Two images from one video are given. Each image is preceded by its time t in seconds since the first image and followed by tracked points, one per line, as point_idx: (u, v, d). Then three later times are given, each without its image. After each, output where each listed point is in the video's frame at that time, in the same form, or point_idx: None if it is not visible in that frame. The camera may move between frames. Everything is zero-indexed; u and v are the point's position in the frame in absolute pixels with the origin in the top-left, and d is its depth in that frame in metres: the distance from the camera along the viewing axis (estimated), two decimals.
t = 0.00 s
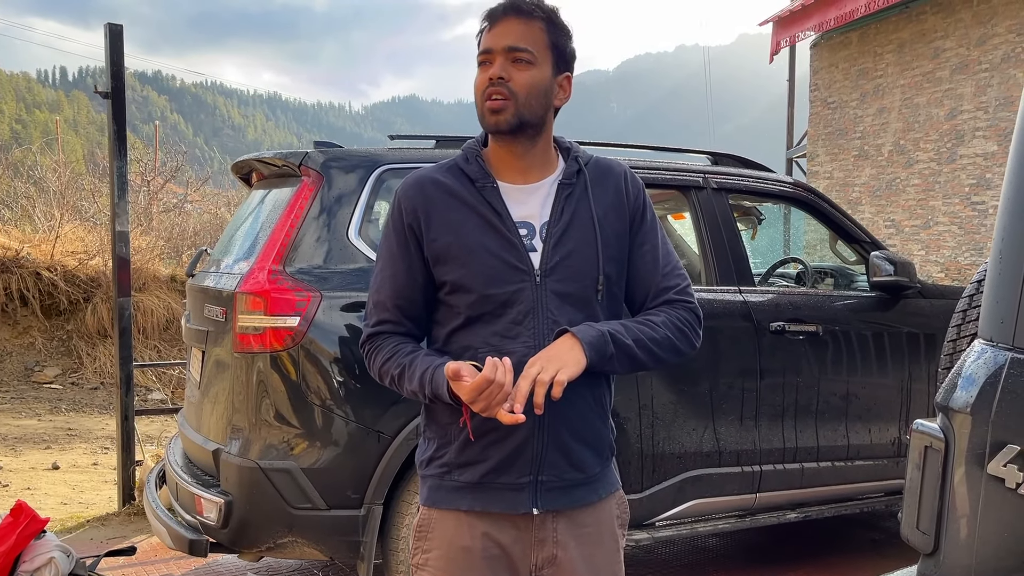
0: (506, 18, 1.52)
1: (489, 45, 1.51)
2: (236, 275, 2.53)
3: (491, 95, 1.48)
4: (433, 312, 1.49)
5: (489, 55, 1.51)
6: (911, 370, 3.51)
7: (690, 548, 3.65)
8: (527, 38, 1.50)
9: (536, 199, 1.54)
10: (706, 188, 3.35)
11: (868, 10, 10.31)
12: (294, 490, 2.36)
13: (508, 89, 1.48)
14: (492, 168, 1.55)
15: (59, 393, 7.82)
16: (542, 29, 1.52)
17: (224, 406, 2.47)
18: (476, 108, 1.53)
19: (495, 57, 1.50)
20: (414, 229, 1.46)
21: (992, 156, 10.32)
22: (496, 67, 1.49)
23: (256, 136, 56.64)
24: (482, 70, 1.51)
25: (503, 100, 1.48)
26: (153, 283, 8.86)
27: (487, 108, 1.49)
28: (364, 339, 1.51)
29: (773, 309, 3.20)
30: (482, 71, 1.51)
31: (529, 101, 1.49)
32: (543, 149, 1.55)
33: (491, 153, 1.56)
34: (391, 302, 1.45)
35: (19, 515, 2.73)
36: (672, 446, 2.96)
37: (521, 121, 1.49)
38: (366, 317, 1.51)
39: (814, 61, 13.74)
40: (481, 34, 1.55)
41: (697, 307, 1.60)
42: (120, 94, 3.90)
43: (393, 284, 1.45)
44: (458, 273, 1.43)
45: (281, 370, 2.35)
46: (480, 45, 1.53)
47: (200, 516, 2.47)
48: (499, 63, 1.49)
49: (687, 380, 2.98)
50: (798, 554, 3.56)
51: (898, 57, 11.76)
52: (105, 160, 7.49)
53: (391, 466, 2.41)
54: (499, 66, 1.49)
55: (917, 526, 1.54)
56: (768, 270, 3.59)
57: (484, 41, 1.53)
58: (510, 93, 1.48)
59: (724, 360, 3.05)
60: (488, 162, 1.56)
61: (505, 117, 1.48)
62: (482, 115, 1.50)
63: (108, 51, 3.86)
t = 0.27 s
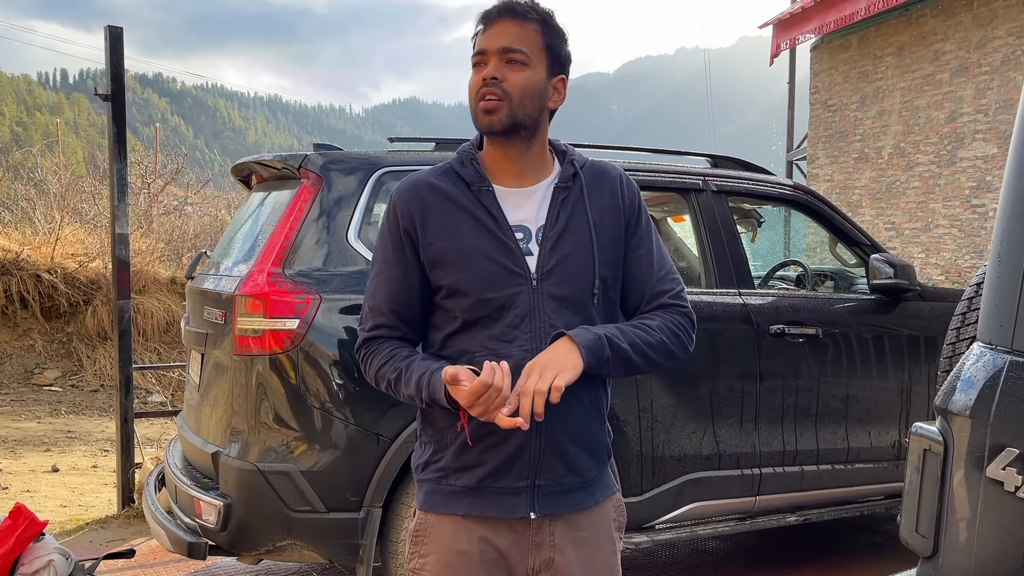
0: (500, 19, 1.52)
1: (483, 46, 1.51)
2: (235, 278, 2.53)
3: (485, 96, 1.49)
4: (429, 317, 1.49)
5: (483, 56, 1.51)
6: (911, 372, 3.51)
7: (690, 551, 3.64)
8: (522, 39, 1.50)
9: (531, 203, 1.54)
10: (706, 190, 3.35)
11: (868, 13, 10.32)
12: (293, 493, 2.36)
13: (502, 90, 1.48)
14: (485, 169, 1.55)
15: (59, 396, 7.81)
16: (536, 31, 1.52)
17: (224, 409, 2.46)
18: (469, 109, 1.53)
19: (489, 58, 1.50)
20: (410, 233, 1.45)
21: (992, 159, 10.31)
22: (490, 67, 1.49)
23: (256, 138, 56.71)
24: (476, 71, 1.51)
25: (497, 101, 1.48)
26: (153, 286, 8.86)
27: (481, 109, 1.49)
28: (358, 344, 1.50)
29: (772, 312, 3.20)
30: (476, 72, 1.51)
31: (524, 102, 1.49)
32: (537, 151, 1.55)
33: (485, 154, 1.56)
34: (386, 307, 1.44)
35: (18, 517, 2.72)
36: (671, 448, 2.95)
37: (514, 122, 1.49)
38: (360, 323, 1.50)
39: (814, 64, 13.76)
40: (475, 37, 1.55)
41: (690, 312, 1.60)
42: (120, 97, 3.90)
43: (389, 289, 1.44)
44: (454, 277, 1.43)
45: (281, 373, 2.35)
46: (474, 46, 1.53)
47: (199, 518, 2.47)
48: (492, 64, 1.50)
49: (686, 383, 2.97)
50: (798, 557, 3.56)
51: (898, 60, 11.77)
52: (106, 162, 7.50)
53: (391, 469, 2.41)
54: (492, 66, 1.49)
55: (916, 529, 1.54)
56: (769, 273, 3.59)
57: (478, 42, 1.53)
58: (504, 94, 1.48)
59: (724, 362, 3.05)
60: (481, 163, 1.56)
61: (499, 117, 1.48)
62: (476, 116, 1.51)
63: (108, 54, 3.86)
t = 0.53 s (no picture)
0: (510, 29, 1.52)
1: (492, 56, 1.51)
2: (237, 281, 2.53)
3: (496, 108, 1.49)
4: (430, 321, 1.49)
5: (493, 66, 1.51)
6: (913, 376, 3.51)
7: (692, 554, 3.64)
8: (532, 51, 1.50)
9: (532, 207, 1.55)
10: (707, 194, 3.35)
11: (869, 16, 10.32)
12: (295, 496, 2.36)
13: (514, 103, 1.48)
14: (489, 178, 1.55)
15: (61, 399, 7.82)
16: (545, 42, 1.53)
17: (226, 412, 2.47)
18: (478, 119, 1.53)
19: (498, 69, 1.50)
20: (411, 237, 1.45)
21: (993, 162, 10.30)
22: (501, 79, 1.49)
23: (258, 142, 56.82)
24: (485, 82, 1.51)
25: (508, 115, 1.49)
26: (155, 289, 8.88)
27: (491, 121, 1.50)
28: (358, 349, 1.50)
29: (774, 315, 3.20)
30: (486, 83, 1.51)
31: (534, 115, 1.50)
32: (541, 161, 1.57)
33: (488, 163, 1.56)
34: (386, 311, 1.44)
35: (20, 520, 2.72)
36: (673, 452, 2.95)
37: (524, 135, 1.50)
38: (360, 328, 1.50)
39: (815, 67, 13.78)
40: (482, 44, 1.55)
41: (688, 316, 1.61)
42: (122, 101, 3.91)
43: (390, 294, 1.44)
44: (456, 281, 1.43)
45: (283, 376, 2.35)
46: (483, 55, 1.53)
47: (201, 522, 2.47)
48: (503, 76, 1.50)
49: (687, 387, 2.97)
50: (800, 561, 3.55)
51: (899, 64, 11.78)
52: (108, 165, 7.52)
53: (392, 472, 2.42)
54: (504, 79, 1.49)
55: (917, 533, 1.54)
56: (770, 276, 3.59)
57: (486, 51, 1.52)
58: (516, 107, 1.49)
59: (726, 366, 3.05)
60: (484, 171, 1.56)
61: (510, 131, 1.49)
62: (485, 127, 1.51)
63: (111, 58, 3.87)
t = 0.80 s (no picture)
0: (521, 37, 1.51)
1: (505, 65, 1.50)
2: (240, 284, 2.54)
3: (510, 119, 1.49)
4: (432, 324, 1.50)
5: (505, 75, 1.50)
6: (916, 379, 3.50)
7: (694, 558, 3.64)
8: (544, 61, 1.51)
9: (534, 211, 1.55)
10: (709, 198, 3.35)
11: (871, 20, 10.33)
12: (297, 499, 2.36)
13: (528, 114, 1.49)
14: (495, 186, 1.55)
15: (63, 402, 7.83)
16: (554, 50, 1.53)
17: (228, 415, 2.47)
18: (489, 128, 1.52)
19: (511, 79, 1.50)
20: (414, 240, 1.46)
21: (995, 165, 10.29)
22: (515, 90, 1.49)
23: (260, 146, 56.94)
24: (498, 91, 1.50)
25: (521, 127, 1.49)
26: (157, 292, 8.91)
27: (504, 133, 1.50)
28: (361, 352, 1.50)
29: (775, 318, 3.20)
30: (498, 92, 1.50)
31: (545, 126, 1.52)
32: (547, 169, 1.58)
33: (495, 171, 1.56)
34: (389, 314, 1.44)
35: (22, 523, 2.73)
36: (675, 455, 2.95)
37: (536, 147, 1.52)
38: (361, 332, 1.50)
39: (817, 71, 13.79)
40: (491, 50, 1.53)
41: (687, 320, 1.62)
42: (125, 104, 3.92)
43: (393, 297, 1.44)
44: (459, 285, 1.43)
45: (285, 379, 2.35)
46: (495, 63, 1.51)
47: (203, 525, 2.47)
48: (516, 86, 1.49)
49: (689, 390, 2.97)
50: (802, 565, 3.54)
51: (901, 67, 11.78)
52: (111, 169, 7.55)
53: (394, 475, 2.42)
54: (518, 89, 1.49)
55: (919, 537, 1.54)
56: (772, 280, 3.59)
57: (498, 59, 1.51)
58: (529, 119, 1.49)
59: (728, 369, 3.05)
60: (490, 178, 1.56)
61: (524, 142, 1.50)
62: (498, 137, 1.51)
63: (114, 62, 3.89)
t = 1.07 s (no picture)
0: (524, 39, 1.51)
1: (508, 66, 1.50)
2: (242, 287, 2.54)
3: (514, 120, 1.49)
4: (435, 328, 1.50)
5: (509, 76, 1.50)
6: (918, 383, 3.49)
7: (696, 562, 3.63)
8: (547, 62, 1.51)
9: (537, 214, 1.55)
10: (711, 201, 3.35)
11: (873, 23, 10.33)
12: (299, 502, 2.36)
13: (533, 115, 1.49)
14: (497, 187, 1.55)
15: (65, 404, 7.83)
16: (556, 52, 1.54)
17: (230, 418, 2.47)
18: (493, 129, 1.52)
19: (515, 80, 1.49)
20: (417, 244, 1.46)
21: (998, 168, 10.28)
22: (519, 90, 1.49)
23: (262, 149, 57.05)
24: (502, 92, 1.50)
25: (526, 127, 1.49)
26: (159, 295, 8.92)
27: (509, 133, 1.50)
28: (362, 356, 1.50)
29: (778, 322, 3.20)
30: (502, 93, 1.50)
31: (550, 127, 1.52)
32: (549, 170, 1.58)
33: (498, 172, 1.56)
34: (391, 318, 1.44)
35: (25, 526, 2.73)
36: (677, 459, 2.95)
37: (540, 148, 1.52)
38: (363, 336, 1.50)
39: (820, 74, 13.80)
40: (494, 51, 1.53)
41: (689, 323, 1.62)
42: (128, 107, 3.93)
43: (396, 301, 1.44)
44: (463, 288, 1.43)
45: (288, 382, 2.35)
46: (498, 65, 1.51)
47: (205, 528, 2.47)
48: (520, 87, 1.49)
49: (692, 393, 2.97)
50: (805, 568, 3.53)
51: (903, 70, 11.78)
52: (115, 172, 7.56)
53: (396, 478, 2.41)
54: (522, 90, 1.49)
55: (922, 540, 1.53)
56: (774, 283, 3.59)
57: (501, 60, 1.51)
58: (534, 119, 1.49)
59: (731, 372, 3.04)
60: (493, 180, 1.56)
61: (528, 143, 1.50)
62: (502, 138, 1.51)
63: (117, 65, 3.89)
